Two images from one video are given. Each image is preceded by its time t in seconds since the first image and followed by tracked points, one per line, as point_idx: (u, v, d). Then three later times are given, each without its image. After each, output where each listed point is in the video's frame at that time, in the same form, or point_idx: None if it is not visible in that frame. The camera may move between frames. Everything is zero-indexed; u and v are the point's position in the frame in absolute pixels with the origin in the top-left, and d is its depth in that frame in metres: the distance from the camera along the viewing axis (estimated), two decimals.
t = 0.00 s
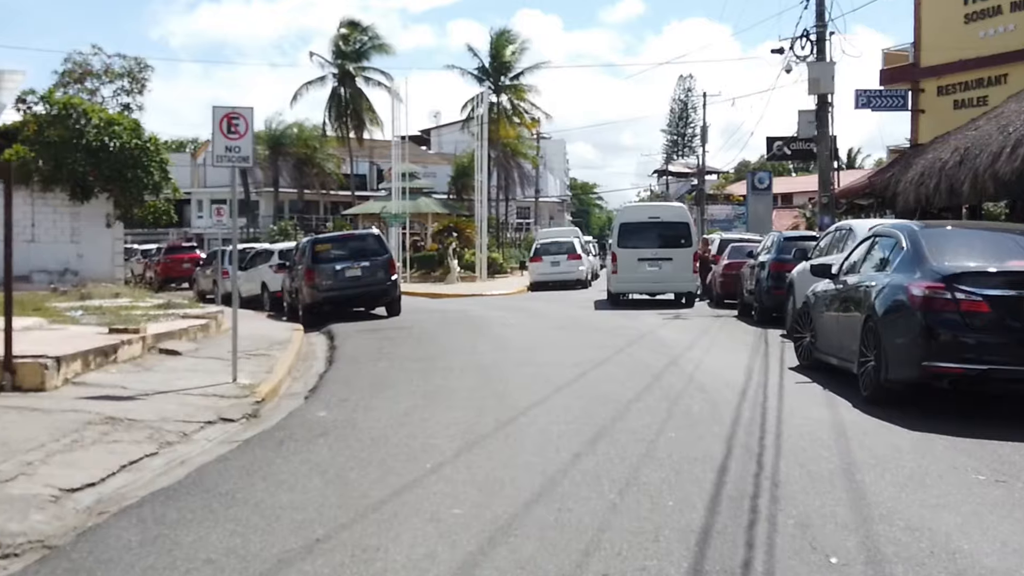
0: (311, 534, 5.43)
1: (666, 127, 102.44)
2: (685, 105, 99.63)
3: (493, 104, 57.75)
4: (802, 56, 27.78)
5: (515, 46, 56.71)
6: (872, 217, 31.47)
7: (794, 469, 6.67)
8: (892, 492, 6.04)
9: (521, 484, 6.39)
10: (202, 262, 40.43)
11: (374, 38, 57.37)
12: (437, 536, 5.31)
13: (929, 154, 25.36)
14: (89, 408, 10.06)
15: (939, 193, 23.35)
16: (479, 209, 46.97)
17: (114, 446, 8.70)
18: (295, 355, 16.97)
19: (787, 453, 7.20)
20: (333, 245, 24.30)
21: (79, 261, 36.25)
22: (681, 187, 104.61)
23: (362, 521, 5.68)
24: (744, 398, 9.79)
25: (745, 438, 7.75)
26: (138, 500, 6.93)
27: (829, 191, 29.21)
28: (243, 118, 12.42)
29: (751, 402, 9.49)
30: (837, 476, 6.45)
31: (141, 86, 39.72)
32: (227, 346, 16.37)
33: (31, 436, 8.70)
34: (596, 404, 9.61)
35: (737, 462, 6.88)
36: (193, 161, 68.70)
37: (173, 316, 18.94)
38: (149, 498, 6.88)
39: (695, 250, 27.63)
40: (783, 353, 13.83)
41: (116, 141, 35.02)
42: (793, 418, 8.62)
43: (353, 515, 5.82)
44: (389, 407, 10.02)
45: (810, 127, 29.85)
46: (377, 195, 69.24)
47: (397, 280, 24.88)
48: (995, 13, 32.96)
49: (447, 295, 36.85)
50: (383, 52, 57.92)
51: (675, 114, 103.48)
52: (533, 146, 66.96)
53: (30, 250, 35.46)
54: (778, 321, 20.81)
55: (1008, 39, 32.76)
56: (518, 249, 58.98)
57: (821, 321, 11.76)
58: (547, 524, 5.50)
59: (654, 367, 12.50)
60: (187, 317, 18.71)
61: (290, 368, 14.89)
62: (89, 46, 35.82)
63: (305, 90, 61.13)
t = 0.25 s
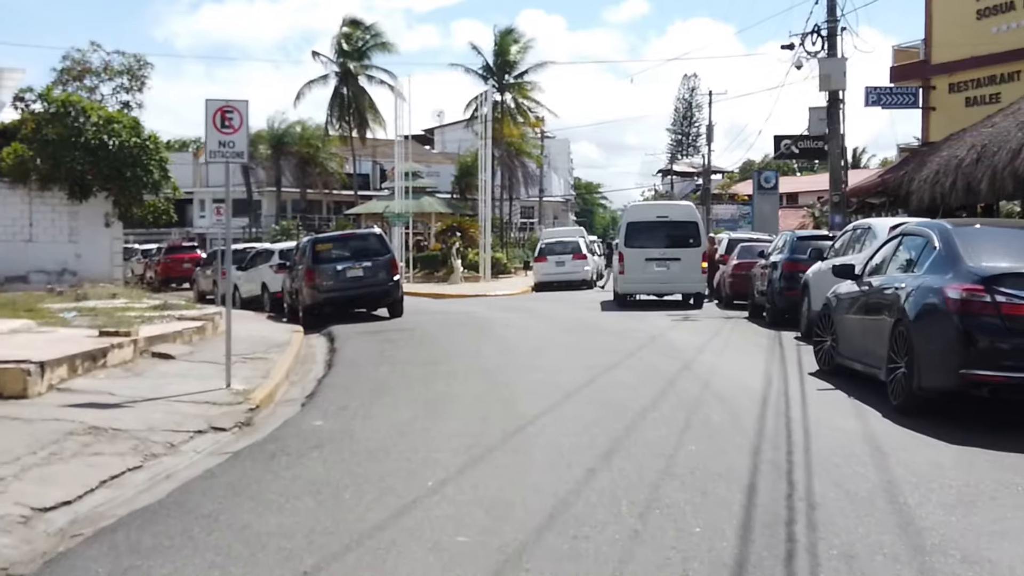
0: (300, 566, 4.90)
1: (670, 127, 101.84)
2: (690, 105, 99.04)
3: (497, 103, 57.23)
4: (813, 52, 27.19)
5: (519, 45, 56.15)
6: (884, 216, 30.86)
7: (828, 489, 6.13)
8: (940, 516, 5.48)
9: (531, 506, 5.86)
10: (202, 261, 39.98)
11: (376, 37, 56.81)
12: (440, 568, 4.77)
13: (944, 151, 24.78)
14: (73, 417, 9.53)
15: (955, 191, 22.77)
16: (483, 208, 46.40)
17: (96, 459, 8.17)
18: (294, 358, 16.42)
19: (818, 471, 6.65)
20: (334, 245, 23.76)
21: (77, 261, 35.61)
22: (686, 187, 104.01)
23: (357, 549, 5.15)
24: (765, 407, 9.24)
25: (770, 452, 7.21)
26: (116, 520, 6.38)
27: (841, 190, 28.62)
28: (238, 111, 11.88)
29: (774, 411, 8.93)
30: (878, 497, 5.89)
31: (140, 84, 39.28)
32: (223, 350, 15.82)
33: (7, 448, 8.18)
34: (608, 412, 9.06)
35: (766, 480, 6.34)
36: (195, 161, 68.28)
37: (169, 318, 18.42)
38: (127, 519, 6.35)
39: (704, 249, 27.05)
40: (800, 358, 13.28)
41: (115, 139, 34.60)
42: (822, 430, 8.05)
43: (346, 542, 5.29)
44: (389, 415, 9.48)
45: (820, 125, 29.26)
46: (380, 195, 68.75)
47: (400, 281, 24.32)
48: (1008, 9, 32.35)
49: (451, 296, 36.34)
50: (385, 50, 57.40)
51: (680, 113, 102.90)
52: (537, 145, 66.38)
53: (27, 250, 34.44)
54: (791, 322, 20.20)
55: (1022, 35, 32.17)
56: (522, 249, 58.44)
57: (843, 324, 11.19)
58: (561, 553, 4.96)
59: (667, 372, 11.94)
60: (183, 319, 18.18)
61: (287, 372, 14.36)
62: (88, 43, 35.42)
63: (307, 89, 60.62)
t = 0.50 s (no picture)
0: None
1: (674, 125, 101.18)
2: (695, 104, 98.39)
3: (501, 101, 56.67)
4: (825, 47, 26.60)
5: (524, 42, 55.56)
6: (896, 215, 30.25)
7: (870, 513, 5.57)
8: (1000, 546, 4.92)
9: (544, 532, 5.31)
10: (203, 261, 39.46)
11: (379, 34, 56.24)
12: None
13: (960, 148, 24.17)
14: (54, 426, 8.97)
15: (972, 189, 22.17)
16: (487, 207, 45.82)
17: (75, 473, 7.63)
18: (293, 361, 15.88)
19: (857, 491, 6.08)
20: (335, 244, 23.21)
21: (74, 260, 35.01)
22: (691, 186, 103.38)
23: None
24: (790, 416, 8.68)
25: (802, 468, 6.64)
26: (89, 544, 5.84)
27: (852, 188, 28.03)
28: (230, 103, 11.32)
29: (800, 421, 8.36)
30: (928, 523, 5.33)
31: (139, 81, 38.76)
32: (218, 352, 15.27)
33: None
34: (622, 421, 8.50)
35: (801, 503, 5.77)
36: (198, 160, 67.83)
37: (164, 319, 17.88)
38: (99, 544, 5.81)
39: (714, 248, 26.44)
40: (819, 362, 12.72)
41: (114, 137, 34.10)
42: (854, 443, 7.48)
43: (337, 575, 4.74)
44: (390, 425, 8.92)
45: (831, 121, 28.65)
46: (383, 194, 68.23)
47: (402, 281, 23.75)
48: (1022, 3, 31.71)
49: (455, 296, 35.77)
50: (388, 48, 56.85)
51: (684, 112, 102.27)
52: (541, 144, 65.75)
53: (24, 249, 33.86)
54: (805, 323, 19.61)
55: None
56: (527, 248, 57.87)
57: (868, 328, 10.59)
58: None
59: (681, 378, 11.36)
60: (178, 321, 17.65)
61: (284, 376, 13.80)
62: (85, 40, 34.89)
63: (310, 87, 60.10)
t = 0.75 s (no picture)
0: None
1: (679, 124, 100.54)
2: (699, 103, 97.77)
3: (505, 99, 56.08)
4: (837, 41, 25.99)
5: (528, 39, 54.95)
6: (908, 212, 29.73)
7: (925, 543, 4.97)
8: None
9: (561, 566, 4.73)
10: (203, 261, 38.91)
11: (382, 32, 55.66)
12: None
13: (977, 143, 23.56)
14: (30, 438, 8.40)
15: (990, 185, 21.58)
16: (490, 207, 45.22)
17: (48, 490, 7.05)
18: (291, 364, 15.32)
19: (905, 515, 5.48)
20: (335, 243, 22.65)
21: (72, 260, 34.42)
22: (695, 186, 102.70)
23: None
24: (820, 426, 8.09)
25: (841, 487, 6.05)
26: None
27: (864, 186, 27.44)
28: (223, 94, 10.76)
29: (830, 433, 7.77)
30: (992, 555, 4.75)
31: (139, 78, 38.23)
32: (213, 356, 14.72)
33: None
34: (638, 433, 7.90)
35: (846, 531, 5.19)
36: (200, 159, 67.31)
37: (159, 321, 17.32)
38: None
39: (723, 248, 25.84)
40: (841, 368, 12.14)
41: (112, 135, 33.57)
42: (893, 458, 6.90)
43: None
44: (388, 435, 8.35)
45: (843, 118, 28.04)
46: (386, 193, 67.68)
47: (405, 281, 23.14)
48: None
49: (458, 296, 35.19)
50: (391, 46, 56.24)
51: (689, 111, 101.58)
52: (545, 143, 65.19)
53: (21, 249, 33.35)
54: (818, 325, 19.00)
55: None
56: (530, 248, 57.26)
57: (897, 332, 9.99)
58: None
59: (697, 384, 10.78)
60: (174, 323, 17.08)
61: (282, 381, 13.22)
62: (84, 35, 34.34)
63: (313, 85, 59.57)
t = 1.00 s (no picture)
0: None
1: (683, 123, 99.91)
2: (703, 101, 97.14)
3: (509, 97, 55.48)
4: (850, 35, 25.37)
5: (532, 37, 54.34)
6: (921, 211, 29.11)
7: None
8: None
9: None
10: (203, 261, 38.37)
11: (385, 30, 55.07)
12: None
13: (995, 139, 22.93)
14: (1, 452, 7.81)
15: (1009, 183, 20.95)
16: (494, 206, 44.61)
17: (14, 512, 6.46)
18: (287, 369, 14.72)
19: (964, 549, 4.87)
20: (335, 242, 22.06)
21: (69, 260, 33.84)
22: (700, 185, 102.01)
23: None
24: (853, 440, 7.49)
25: (887, 515, 5.44)
26: None
27: (877, 184, 26.81)
28: (212, 85, 10.15)
29: (865, 448, 7.17)
30: None
31: (137, 76, 37.65)
32: (206, 360, 14.12)
33: None
34: (655, 448, 7.30)
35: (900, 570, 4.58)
36: (202, 158, 66.78)
37: (152, 323, 16.74)
38: None
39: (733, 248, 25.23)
40: (864, 373, 11.54)
41: (110, 133, 33.00)
42: (937, 478, 6.30)
43: None
44: (386, 449, 7.76)
45: (855, 115, 27.41)
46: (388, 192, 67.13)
47: (406, 281, 22.54)
48: None
49: (462, 296, 34.63)
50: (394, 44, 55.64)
51: (693, 110, 100.92)
52: (550, 142, 64.58)
53: (17, 248, 32.61)
54: (834, 327, 18.39)
55: None
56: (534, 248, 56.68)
57: (929, 337, 9.39)
58: None
59: (714, 392, 10.16)
60: (167, 325, 16.51)
61: (277, 387, 12.64)
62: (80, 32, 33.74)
63: (315, 84, 59.02)
